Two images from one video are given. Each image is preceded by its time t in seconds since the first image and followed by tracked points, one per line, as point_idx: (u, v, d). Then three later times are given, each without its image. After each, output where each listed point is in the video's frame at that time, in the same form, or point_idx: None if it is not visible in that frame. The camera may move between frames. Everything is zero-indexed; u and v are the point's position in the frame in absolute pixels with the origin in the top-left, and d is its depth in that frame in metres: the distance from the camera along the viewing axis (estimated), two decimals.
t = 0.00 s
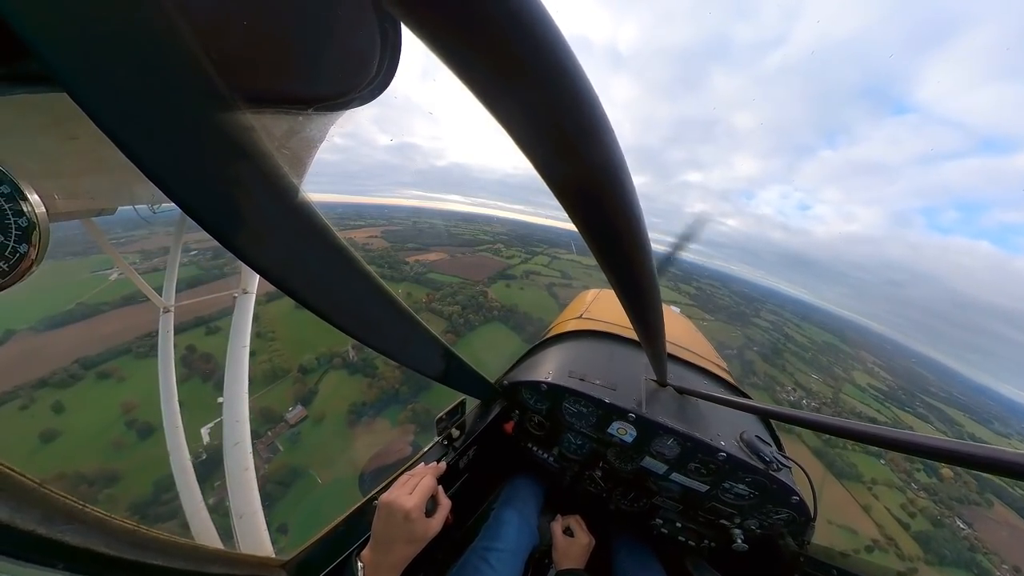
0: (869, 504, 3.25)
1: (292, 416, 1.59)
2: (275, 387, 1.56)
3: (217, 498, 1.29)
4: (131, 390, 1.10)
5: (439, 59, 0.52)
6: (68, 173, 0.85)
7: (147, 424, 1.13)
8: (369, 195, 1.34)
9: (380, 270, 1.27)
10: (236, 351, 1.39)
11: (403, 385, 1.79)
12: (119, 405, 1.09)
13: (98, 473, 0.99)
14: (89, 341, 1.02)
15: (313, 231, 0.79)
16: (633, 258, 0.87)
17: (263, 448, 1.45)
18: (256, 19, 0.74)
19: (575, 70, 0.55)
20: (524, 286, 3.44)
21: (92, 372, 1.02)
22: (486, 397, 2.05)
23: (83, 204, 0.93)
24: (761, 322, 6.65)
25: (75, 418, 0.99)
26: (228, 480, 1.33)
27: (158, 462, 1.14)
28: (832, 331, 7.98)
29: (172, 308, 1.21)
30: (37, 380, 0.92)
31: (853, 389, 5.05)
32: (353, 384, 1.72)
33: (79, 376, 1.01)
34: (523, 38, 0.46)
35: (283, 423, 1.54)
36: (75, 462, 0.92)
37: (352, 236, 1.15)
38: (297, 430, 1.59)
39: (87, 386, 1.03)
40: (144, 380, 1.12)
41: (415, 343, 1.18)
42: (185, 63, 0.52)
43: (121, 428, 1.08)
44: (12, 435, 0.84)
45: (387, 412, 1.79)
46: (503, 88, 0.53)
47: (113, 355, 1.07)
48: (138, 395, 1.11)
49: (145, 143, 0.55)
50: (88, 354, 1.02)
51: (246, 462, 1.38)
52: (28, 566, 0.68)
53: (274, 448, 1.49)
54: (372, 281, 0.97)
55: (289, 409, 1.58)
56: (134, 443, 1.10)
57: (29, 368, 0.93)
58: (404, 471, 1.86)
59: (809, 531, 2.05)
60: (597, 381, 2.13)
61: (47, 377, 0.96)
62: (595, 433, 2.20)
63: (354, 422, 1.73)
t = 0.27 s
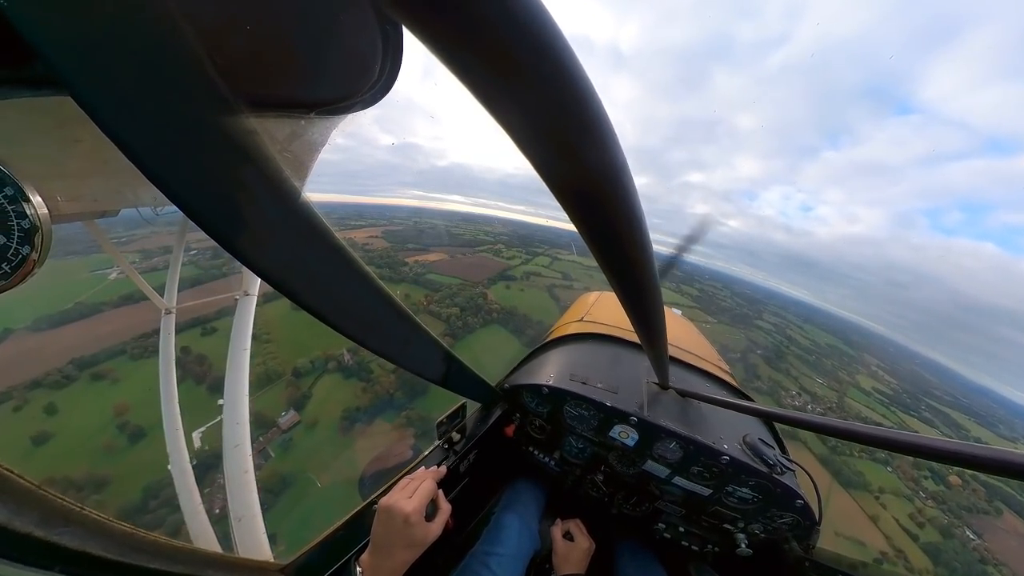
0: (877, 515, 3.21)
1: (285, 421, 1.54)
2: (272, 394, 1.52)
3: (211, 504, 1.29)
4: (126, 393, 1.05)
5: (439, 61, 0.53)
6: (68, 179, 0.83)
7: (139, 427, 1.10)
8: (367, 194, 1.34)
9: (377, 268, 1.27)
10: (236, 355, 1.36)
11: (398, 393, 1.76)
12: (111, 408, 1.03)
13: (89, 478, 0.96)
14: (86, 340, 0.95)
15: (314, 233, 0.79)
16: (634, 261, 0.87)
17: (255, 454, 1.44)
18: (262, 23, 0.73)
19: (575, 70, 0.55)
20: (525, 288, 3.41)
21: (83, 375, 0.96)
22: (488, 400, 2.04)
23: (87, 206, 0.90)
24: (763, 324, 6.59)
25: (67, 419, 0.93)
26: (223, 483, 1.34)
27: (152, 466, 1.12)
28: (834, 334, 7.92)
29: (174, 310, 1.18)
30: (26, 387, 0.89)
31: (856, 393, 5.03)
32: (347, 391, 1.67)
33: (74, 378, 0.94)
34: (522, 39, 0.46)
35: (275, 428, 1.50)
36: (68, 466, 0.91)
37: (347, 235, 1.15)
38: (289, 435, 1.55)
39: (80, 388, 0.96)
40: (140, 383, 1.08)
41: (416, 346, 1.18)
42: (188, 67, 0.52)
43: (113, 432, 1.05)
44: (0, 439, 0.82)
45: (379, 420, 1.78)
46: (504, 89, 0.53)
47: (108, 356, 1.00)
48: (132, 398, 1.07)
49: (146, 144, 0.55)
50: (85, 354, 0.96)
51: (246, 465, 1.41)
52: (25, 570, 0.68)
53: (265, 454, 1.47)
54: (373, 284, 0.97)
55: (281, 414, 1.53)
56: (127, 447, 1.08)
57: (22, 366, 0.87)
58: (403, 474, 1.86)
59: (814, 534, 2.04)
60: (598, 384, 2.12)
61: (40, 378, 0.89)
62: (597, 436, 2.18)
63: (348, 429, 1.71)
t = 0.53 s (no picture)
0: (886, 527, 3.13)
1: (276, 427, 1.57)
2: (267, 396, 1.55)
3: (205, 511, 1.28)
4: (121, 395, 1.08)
5: (431, 67, 0.53)
6: (65, 189, 0.84)
7: (130, 432, 1.12)
8: (364, 195, 1.34)
9: (377, 271, 1.26)
10: (238, 363, 1.38)
11: (393, 397, 1.88)
12: (106, 410, 1.06)
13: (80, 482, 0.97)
14: (81, 342, 0.97)
15: (316, 242, 0.79)
16: (635, 261, 0.86)
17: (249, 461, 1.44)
18: (261, 37, 0.74)
19: (568, 72, 0.55)
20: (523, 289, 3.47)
21: (78, 376, 1.00)
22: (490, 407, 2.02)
23: (91, 215, 0.90)
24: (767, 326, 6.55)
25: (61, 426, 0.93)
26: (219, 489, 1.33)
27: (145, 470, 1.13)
28: (838, 336, 7.86)
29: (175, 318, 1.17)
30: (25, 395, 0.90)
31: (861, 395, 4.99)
32: (342, 393, 1.83)
33: (69, 379, 0.97)
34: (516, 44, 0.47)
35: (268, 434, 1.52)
36: (65, 476, 0.91)
37: (353, 235, 1.14)
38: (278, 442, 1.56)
39: (74, 388, 0.99)
40: (134, 385, 1.10)
41: (416, 351, 1.17)
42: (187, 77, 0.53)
43: (105, 436, 1.06)
44: None
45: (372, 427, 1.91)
46: (498, 93, 0.53)
47: (103, 358, 1.02)
48: (124, 401, 1.09)
49: (147, 156, 0.55)
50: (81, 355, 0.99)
51: (248, 475, 1.42)
52: None
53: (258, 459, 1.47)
54: (375, 291, 0.97)
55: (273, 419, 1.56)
56: (115, 451, 1.08)
57: (20, 365, 0.89)
58: (406, 482, 1.84)
59: (825, 534, 2.02)
60: (602, 387, 2.10)
61: (34, 380, 0.91)
62: (602, 440, 2.17)
63: (339, 435, 1.80)
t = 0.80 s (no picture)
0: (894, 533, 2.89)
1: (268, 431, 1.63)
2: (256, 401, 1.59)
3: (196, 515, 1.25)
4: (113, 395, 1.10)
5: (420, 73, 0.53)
6: (67, 203, 0.86)
7: (121, 434, 1.13)
8: (359, 198, 1.35)
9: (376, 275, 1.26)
10: (240, 372, 1.47)
11: (387, 403, 1.99)
12: (99, 412, 1.09)
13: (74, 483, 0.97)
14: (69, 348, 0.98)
15: (317, 251, 0.79)
16: (635, 260, 0.85)
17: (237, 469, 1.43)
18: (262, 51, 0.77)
19: (556, 71, 0.55)
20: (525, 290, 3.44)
21: (71, 377, 1.03)
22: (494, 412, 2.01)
23: (95, 230, 0.92)
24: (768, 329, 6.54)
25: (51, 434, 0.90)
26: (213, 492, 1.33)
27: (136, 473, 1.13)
28: (839, 338, 7.84)
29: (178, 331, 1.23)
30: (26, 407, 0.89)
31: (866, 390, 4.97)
32: (335, 399, 1.91)
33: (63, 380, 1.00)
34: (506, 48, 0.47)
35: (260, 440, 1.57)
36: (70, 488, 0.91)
37: (351, 234, 1.17)
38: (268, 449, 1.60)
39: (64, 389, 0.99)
40: (128, 386, 1.15)
41: (418, 358, 1.16)
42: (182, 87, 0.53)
43: (95, 438, 1.08)
44: None
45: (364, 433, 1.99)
46: (488, 95, 0.53)
47: (95, 359, 1.06)
48: (117, 403, 1.12)
49: (144, 168, 0.56)
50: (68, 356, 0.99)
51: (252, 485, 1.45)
52: None
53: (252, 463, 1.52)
54: (377, 299, 0.96)
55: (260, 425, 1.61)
56: (106, 454, 1.09)
57: (21, 364, 0.89)
58: (412, 489, 1.83)
59: (839, 529, 2.00)
60: (606, 388, 2.09)
61: (29, 380, 0.91)
62: (608, 441, 2.15)
63: (331, 441, 1.86)
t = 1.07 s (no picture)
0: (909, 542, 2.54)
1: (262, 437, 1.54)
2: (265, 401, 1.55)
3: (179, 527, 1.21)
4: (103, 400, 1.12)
5: (410, 82, 0.52)
6: (74, 226, 0.87)
7: (113, 438, 1.18)
8: (362, 194, 1.37)
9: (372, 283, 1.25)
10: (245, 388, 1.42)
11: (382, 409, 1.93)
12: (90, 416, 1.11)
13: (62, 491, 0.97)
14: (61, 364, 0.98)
15: (318, 265, 0.79)
16: (637, 260, 0.84)
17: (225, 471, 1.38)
18: (259, 70, 0.79)
19: (548, 75, 0.54)
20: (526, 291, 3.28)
21: (67, 379, 1.03)
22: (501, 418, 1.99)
23: (99, 251, 0.92)
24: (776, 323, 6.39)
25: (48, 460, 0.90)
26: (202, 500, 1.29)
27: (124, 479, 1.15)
28: (844, 336, 7.67)
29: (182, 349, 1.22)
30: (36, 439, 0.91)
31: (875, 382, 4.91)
32: (329, 403, 1.81)
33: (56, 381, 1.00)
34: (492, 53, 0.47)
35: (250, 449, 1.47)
36: (77, 512, 0.91)
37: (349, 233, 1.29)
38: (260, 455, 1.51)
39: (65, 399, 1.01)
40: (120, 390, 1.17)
41: (424, 366, 1.15)
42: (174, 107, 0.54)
43: (85, 442, 1.09)
44: None
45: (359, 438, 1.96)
46: (479, 99, 0.53)
47: (93, 360, 1.07)
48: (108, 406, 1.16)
49: (145, 181, 0.61)
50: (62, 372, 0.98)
51: (258, 502, 1.37)
52: None
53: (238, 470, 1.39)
54: (381, 310, 0.96)
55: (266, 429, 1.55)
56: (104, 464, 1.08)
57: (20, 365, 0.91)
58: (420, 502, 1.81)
59: (861, 522, 1.96)
60: (614, 389, 2.07)
61: (24, 382, 0.92)
62: (618, 444, 2.12)
63: (324, 448, 1.84)
